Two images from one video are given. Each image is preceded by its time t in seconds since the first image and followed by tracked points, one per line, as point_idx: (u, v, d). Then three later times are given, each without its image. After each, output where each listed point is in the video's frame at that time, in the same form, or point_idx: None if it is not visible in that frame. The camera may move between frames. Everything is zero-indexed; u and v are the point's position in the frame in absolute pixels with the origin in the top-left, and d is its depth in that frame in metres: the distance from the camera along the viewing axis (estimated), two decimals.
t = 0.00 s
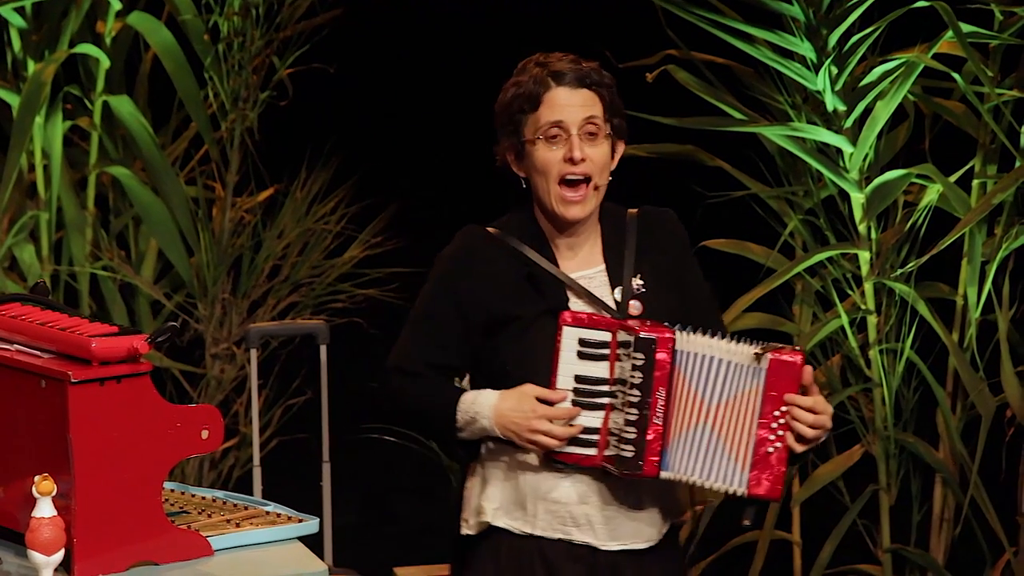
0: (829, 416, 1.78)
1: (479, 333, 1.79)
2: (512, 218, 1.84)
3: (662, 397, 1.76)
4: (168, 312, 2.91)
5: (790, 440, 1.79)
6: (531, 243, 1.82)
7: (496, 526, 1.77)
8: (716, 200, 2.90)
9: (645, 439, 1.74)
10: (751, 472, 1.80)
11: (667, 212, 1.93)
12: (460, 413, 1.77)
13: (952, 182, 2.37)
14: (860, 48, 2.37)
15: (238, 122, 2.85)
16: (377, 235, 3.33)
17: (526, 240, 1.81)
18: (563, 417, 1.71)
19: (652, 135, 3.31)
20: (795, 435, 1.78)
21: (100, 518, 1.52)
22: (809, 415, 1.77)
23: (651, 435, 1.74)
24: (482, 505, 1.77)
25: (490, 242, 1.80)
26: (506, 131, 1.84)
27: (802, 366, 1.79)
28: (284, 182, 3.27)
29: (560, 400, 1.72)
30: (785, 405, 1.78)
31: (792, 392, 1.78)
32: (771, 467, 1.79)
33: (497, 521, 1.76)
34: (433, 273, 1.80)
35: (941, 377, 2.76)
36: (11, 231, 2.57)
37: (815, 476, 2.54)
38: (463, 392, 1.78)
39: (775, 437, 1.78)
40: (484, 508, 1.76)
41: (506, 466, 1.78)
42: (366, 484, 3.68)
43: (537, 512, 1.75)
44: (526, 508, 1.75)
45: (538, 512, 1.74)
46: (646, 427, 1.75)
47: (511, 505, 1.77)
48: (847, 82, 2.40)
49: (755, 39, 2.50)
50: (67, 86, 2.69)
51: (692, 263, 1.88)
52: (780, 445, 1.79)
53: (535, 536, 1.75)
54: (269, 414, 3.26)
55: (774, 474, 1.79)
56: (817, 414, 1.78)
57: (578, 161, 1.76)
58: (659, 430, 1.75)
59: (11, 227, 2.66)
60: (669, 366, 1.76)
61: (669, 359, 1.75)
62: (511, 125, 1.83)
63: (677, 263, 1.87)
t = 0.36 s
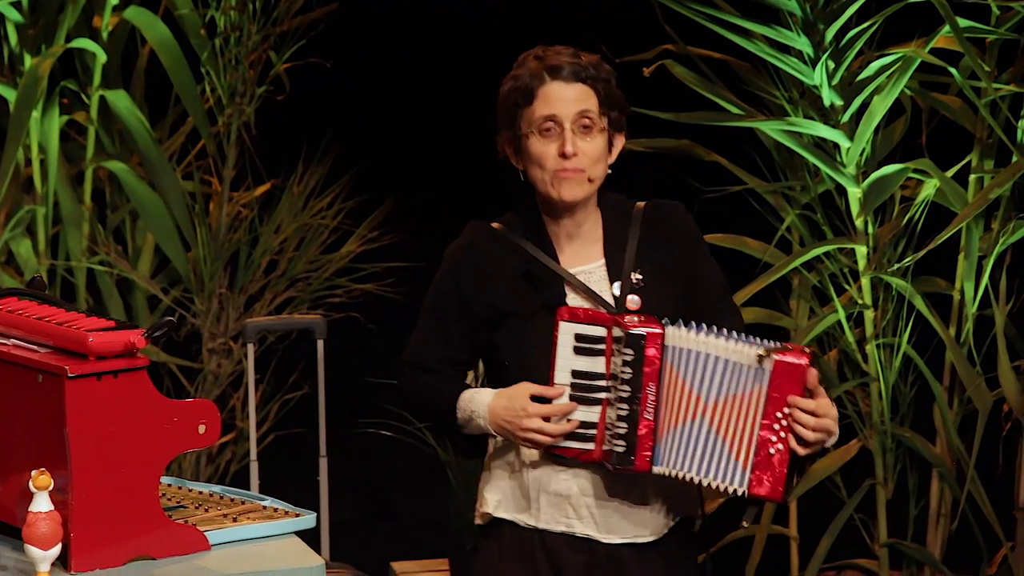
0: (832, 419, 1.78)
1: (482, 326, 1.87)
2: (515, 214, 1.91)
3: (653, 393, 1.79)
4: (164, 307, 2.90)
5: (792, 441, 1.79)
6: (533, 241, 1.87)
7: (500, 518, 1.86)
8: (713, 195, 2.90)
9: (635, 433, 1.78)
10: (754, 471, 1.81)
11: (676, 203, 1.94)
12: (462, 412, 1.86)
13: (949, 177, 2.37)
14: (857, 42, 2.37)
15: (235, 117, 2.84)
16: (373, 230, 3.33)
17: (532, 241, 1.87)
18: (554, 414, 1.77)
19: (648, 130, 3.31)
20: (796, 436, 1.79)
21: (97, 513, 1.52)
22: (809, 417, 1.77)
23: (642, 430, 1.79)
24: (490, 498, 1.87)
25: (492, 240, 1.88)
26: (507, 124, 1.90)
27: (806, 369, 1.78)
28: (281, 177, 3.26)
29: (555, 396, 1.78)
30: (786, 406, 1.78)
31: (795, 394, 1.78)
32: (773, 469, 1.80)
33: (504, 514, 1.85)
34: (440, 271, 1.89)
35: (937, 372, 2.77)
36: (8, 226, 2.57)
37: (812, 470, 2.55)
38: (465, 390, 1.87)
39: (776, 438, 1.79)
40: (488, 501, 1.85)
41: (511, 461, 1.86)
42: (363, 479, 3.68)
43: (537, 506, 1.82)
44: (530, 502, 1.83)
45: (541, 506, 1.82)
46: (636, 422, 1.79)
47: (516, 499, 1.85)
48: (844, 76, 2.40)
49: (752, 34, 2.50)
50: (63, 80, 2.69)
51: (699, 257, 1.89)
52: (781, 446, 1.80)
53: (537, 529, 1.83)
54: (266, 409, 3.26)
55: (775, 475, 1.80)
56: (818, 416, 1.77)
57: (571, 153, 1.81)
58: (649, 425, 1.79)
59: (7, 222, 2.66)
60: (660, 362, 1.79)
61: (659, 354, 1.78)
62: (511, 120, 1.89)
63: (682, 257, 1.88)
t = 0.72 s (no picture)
0: (747, 383, 1.76)
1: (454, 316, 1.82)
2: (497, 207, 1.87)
3: (591, 398, 1.78)
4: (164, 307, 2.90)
5: (718, 417, 1.77)
6: (497, 239, 1.85)
7: (442, 519, 1.82)
8: (713, 195, 2.89)
9: (569, 438, 1.76)
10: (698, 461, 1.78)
11: (647, 217, 1.92)
12: (399, 401, 1.83)
13: (949, 177, 2.37)
14: (857, 42, 2.37)
15: (235, 116, 2.84)
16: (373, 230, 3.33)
17: (495, 237, 1.85)
18: (491, 411, 1.75)
19: (648, 130, 3.31)
20: (720, 410, 1.77)
21: (96, 513, 1.52)
22: (725, 389, 1.76)
23: (576, 435, 1.77)
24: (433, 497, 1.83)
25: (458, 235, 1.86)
26: (479, 126, 1.88)
27: (706, 344, 1.77)
28: (280, 177, 3.26)
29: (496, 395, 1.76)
30: (700, 385, 1.77)
31: (704, 371, 1.77)
32: (708, 449, 1.77)
33: (446, 514, 1.81)
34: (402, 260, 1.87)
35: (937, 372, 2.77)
36: (8, 226, 2.57)
37: (812, 470, 2.54)
38: (406, 378, 1.85)
39: (704, 420, 1.77)
40: (431, 500, 1.82)
41: (453, 460, 1.83)
42: (362, 479, 3.68)
43: (478, 509, 1.79)
44: (471, 503, 1.80)
45: (482, 509, 1.79)
46: (573, 427, 1.77)
47: (459, 499, 1.82)
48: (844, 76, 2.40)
49: (751, 34, 2.50)
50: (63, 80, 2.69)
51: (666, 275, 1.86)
52: (710, 425, 1.77)
53: (478, 532, 1.80)
54: (265, 409, 3.26)
55: (716, 455, 1.77)
56: (733, 385, 1.76)
57: (542, 155, 1.80)
58: (585, 429, 1.77)
59: (7, 221, 2.66)
60: (595, 366, 1.79)
61: (593, 359, 1.79)
62: (484, 121, 1.87)
63: (649, 271, 1.86)
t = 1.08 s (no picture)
0: (746, 396, 1.79)
1: (445, 317, 1.84)
2: (494, 207, 1.88)
3: (598, 388, 1.78)
4: (164, 307, 2.90)
5: (714, 425, 1.79)
6: (504, 230, 1.84)
7: (441, 507, 1.80)
8: (714, 195, 2.90)
9: (575, 427, 1.76)
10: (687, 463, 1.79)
11: (652, 214, 1.92)
12: (402, 385, 1.82)
13: (949, 177, 2.37)
14: (858, 43, 2.37)
15: (236, 117, 2.84)
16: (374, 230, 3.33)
17: (505, 231, 1.84)
18: (494, 397, 1.74)
19: (649, 129, 3.32)
20: (717, 419, 1.79)
21: (96, 513, 1.52)
22: (726, 398, 1.78)
23: (583, 423, 1.76)
24: (432, 485, 1.81)
25: (465, 224, 1.85)
26: (475, 125, 1.88)
27: (714, 350, 1.79)
28: (281, 177, 3.27)
29: (501, 382, 1.75)
30: (703, 390, 1.78)
31: (708, 377, 1.79)
32: (701, 455, 1.78)
33: (446, 502, 1.80)
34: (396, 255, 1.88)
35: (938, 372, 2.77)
36: (8, 226, 2.57)
37: (812, 470, 2.54)
38: (410, 365, 1.84)
39: (700, 424, 1.79)
40: (431, 489, 1.80)
41: (455, 448, 1.82)
42: (362, 479, 3.68)
43: (478, 499, 1.78)
44: (471, 493, 1.78)
45: (482, 499, 1.77)
46: (578, 415, 1.77)
47: (459, 488, 1.80)
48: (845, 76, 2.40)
49: (752, 34, 2.50)
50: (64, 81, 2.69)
51: (671, 274, 1.87)
52: (706, 432, 1.79)
53: (477, 522, 1.78)
54: (266, 409, 3.26)
55: (707, 462, 1.78)
56: (734, 396, 1.78)
57: (539, 147, 1.79)
58: (590, 419, 1.77)
59: (8, 222, 2.66)
60: (604, 356, 1.78)
61: (603, 349, 1.78)
62: (480, 121, 1.87)
63: (655, 268, 1.86)
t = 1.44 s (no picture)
0: (779, 399, 1.73)
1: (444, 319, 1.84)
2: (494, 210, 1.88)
3: (644, 389, 1.73)
4: (164, 309, 2.90)
5: (745, 425, 1.74)
6: (546, 235, 1.80)
7: (488, 512, 1.76)
8: (714, 197, 2.89)
9: (620, 429, 1.71)
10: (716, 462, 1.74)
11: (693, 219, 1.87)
12: (448, 390, 1.78)
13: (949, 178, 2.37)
14: (857, 44, 2.37)
15: (235, 119, 2.84)
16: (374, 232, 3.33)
17: (547, 235, 1.79)
18: (541, 400, 1.69)
19: (649, 131, 3.32)
20: (748, 420, 1.74)
21: (96, 515, 1.52)
22: (757, 398, 1.73)
23: (629, 425, 1.71)
24: (478, 490, 1.77)
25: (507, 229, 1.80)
26: (510, 136, 1.83)
27: (748, 350, 1.74)
28: (281, 179, 3.27)
29: (548, 387, 1.70)
30: (735, 390, 1.73)
31: (741, 376, 1.74)
32: (731, 455, 1.73)
33: (492, 507, 1.76)
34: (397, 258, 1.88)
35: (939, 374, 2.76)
36: (8, 228, 2.57)
37: (812, 472, 2.54)
38: (456, 370, 1.80)
39: (730, 423, 1.74)
40: (477, 494, 1.76)
41: (500, 452, 1.77)
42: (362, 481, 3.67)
43: (524, 502, 1.73)
44: (517, 497, 1.74)
45: (527, 502, 1.73)
46: (625, 417, 1.72)
47: (505, 492, 1.76)
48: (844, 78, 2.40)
49: (752, 36, 2.50)
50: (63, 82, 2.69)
51: (714, 276, 1.81)
52: (737, 432, 1.74)
53: (524, 525, 1.74)
54: (266, 411, 3.26)
55: (735, 462, 1.73)
56: (766, 397, 1.73)
57: (574, 162, 1.74)
58: (637, 421, 1.72)
59: (7, 224, 2.66)
60: (649, 358, 1.73)
61: (649, 351, 1.73)
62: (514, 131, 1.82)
63: (698, 271, 1.80)
